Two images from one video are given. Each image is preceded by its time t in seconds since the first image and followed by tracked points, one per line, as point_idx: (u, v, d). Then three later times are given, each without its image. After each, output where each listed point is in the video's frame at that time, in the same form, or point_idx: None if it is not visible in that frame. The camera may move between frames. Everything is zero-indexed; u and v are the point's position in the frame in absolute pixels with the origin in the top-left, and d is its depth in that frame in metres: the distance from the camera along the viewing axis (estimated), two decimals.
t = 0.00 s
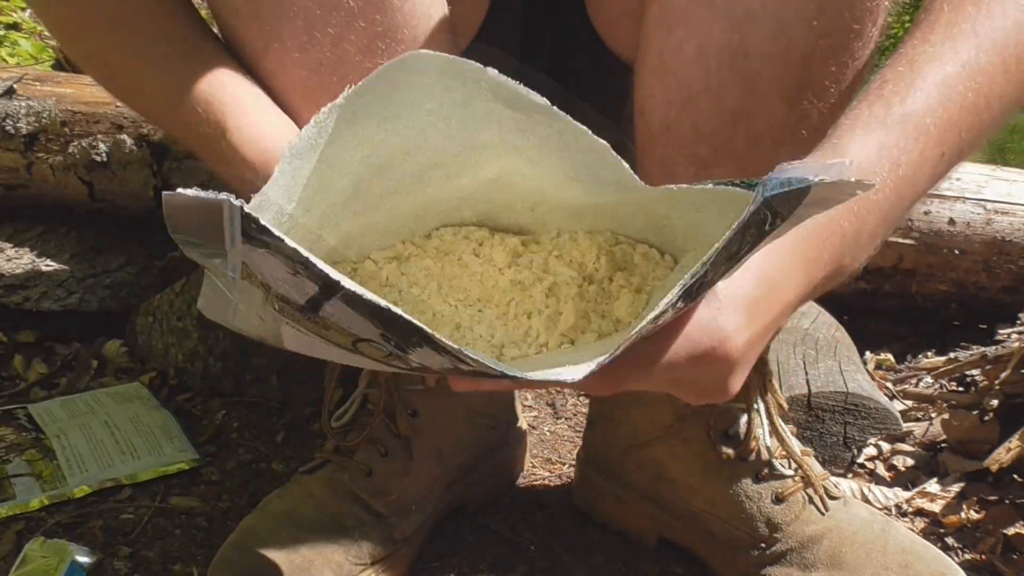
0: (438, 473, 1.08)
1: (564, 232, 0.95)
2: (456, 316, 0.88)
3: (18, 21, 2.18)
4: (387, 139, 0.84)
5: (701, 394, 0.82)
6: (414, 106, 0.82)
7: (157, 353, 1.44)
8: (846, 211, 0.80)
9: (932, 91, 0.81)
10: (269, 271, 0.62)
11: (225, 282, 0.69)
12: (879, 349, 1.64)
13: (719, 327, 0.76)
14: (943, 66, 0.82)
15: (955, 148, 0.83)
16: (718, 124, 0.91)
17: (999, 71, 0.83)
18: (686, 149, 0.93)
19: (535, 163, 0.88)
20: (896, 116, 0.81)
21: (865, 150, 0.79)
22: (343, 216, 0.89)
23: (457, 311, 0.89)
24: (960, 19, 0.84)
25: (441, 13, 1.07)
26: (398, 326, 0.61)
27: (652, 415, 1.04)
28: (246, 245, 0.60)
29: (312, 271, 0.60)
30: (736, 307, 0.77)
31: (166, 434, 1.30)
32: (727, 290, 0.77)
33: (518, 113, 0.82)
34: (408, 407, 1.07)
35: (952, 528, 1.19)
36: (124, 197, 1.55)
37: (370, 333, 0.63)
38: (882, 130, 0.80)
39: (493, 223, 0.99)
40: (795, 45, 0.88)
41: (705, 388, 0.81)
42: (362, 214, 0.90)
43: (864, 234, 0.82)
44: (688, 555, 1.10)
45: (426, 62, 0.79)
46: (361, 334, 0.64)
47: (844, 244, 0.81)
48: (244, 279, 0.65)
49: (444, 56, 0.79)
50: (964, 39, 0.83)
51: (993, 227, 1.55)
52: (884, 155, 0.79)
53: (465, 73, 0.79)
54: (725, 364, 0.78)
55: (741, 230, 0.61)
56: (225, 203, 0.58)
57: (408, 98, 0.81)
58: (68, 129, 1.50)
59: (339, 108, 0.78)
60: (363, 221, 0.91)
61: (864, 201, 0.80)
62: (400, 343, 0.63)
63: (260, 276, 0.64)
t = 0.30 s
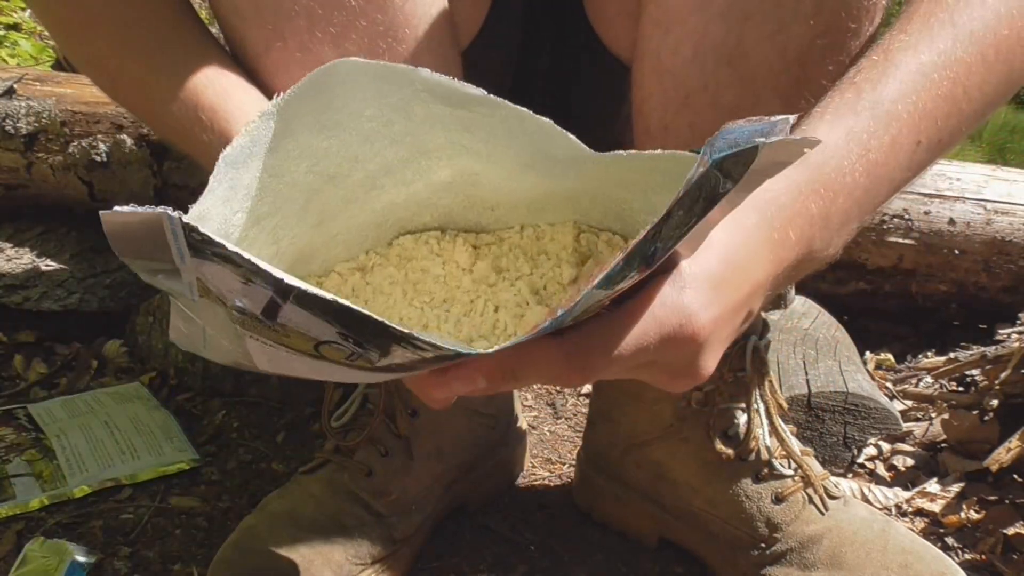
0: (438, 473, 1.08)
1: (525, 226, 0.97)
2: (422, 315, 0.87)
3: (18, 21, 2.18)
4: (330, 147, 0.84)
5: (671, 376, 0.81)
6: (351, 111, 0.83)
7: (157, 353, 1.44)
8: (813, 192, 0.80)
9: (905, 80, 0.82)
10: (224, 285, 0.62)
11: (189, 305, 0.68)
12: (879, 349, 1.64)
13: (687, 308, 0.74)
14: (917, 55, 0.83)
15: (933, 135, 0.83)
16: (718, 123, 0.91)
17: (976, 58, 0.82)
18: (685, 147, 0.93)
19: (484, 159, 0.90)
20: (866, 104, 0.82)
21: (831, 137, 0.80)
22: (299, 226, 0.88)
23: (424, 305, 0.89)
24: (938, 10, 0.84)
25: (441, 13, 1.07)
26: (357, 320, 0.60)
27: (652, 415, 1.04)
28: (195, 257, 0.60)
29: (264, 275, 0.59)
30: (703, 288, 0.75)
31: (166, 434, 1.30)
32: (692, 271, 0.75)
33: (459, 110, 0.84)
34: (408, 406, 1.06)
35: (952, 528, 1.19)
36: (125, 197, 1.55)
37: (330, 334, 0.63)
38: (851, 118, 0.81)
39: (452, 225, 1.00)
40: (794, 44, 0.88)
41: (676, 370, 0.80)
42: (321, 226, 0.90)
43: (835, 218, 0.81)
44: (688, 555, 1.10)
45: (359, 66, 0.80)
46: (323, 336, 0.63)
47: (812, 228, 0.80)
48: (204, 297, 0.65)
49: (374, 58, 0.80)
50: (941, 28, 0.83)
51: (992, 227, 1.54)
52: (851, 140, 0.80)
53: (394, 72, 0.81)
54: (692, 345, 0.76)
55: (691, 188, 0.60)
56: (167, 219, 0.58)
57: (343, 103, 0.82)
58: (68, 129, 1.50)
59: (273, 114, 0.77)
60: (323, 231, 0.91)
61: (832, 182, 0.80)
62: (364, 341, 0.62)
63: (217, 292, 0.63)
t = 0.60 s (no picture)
0: (438, 474, 1.08)
1: (539, 226, 0.97)
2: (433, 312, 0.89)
3: (18, 21, 2.18)
4: (350, 141, 0.84)
5: (685, 381, 0.81)
6: (374, 104, 0.82)
7: (157, 353, 1.44)
8: (831, 198, 0.80)
9: (921, 86, 0.82)
10: (234, 269, 0.62)
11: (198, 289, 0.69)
12: (879, 349, 1.64)
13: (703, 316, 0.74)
14: (932, 60, 0.82)
15: (944, 141, 0.84)
16: (717, 122, 0.91)
17: (988, 64, 0.83)
18: (685, 148, 0.93)
19: (504, 158, 0.89)
20: (884, 111, 0.81)
21: (849, 143, 0.80)
22: (313, 221, 0.89)
23: (434, 307, 0.89)
24: (951, 15, 0.84)
25: (441, 13, 1.07)
26: (368, 317, 0.60)
27: (652, 415, 1.04)
28: (208, 242, 0.60)
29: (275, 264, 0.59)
30: (719, 296, 0.75)
31: (166, 434, 1.30)
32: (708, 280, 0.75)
33: (481, 107, 0.83)
34: (408, 407, 1.06)
35: (952, 528, 1.19)
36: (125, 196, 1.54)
37: (337, 328, 0.62)
38: (869, 125, 0.81)
39: (466, 220, 1.00)
40: (793, 44, 0.88)
41: (691, 375, 0.80)
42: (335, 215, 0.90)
43: (851, 223, 0.82)
44: (688, 555, 1.10)
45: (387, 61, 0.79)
46: (330, 329, 0.63)
47: (828, 233, 0.81)
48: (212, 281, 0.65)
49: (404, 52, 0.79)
50: (956, 33, 0.83)
51: (993, 227, 1.54)
52: (869, 146, 0.80)
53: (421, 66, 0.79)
54: (708, 352, 0.76)
55: (706, 209, 0.61)
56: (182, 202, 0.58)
57: (369, 97, 0.81)
58: (68, 129, 1.50)
59: (295, 107, 0.77)
60: (337, 222, 0.91)
61: (850, 189, 0.80)
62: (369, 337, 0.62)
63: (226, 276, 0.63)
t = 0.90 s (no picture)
0: (438, 473, 1.08)
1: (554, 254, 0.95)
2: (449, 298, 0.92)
3: (18, 21, 2.18)
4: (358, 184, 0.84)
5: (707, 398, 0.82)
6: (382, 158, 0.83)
7: (157, 353, 1.44)
8: (838, 210, 0.80)
9: (925, 97, 0.82)
10: (259, 308, 0.62)
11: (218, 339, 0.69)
12: (879, 349, 1.64)
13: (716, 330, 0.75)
14: (935, 69, 0.83)
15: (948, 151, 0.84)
16: (718, 122, 0.91)
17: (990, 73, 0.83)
18: (685, 147, 0.93)
19: (511, 186, 0.90)
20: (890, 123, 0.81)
21: (852, 153, 0.80)
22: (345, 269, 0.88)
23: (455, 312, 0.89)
24: (953, 23, 0.85)
25: (441, 13, 1.07)
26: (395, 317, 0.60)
27: (652, 415, 1.04)
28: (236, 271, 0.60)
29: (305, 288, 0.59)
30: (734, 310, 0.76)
31: (166, 434, 1.30)
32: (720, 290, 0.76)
33: (479, 135, 0.83)
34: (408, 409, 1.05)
35: (952, 528, 1.19)
36: (125, 197, 1.55)
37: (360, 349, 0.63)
38: (876, 133, 0.81)
39: (485, 259, 0.97)
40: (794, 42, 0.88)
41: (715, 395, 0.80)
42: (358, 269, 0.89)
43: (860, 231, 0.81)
44: (688, 555, 1.10)
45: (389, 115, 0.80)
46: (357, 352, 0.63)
47: (840, 241, 0.80)
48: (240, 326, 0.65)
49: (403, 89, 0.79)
50: (959, 41, 0.83)
51: (993, 227, 1.55)
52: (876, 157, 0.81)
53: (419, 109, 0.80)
54: (729, 361, 0.76)
55: (696, 194, 0.62)
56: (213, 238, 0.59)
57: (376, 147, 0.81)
58: (68, 129, 1.50)
59: (309, 150, 0.77)
60: (359, 269, 0.90)
61: (857, 198, 0.80)
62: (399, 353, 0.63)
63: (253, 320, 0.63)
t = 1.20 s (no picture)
0: (438, 474, 1.08)
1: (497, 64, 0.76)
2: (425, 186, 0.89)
3: (18, 21, 2.18)
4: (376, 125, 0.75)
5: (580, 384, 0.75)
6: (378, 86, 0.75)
7: (157, 353, 1.44)
8: (817, 155, 0.71)
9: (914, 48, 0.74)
10: (366, 110, 0.51)
11: (259, 218, 0.51)
12: (879, 349, 1.64)
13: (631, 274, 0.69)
14: (894, 43, 0.75)
15: (947, 102, 0.75)
16: (720, 124, 0.92)
17: (992, 26, 0.75)
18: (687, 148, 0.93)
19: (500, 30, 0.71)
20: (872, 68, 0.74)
21: (802, 116, 0.72)
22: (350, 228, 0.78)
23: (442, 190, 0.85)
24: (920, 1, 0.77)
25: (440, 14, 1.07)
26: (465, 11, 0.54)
27: (653, 416, 1.04)
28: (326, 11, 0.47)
29: (425, 47, 0.52)
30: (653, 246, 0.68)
31: (166, 434, 1.30)
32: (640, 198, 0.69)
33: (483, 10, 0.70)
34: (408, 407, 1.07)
35: (951, 528, 1.19)
36: (125, 196, 1.55)
37: (445, 145, 0.56)
38: (857, 78, 0.74)
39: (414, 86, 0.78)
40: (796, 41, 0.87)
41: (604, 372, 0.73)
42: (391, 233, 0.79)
43: (838, 180, 0.73)
44: (689, 554, 1.10)
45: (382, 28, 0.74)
46: (443, 154, 0.56)
47: (781, 193, 0.71)
48: (311, 167, 0.51)
49: None
50: (925, 16, 0.76)
51: (993, 227, 1.54)
52: (860, 103, 0.73)
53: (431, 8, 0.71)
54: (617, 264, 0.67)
55: None
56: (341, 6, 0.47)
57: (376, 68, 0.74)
58: (68, 129, 1.50)
59: None
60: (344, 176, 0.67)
61: (837, 142, 0.72)
62: (486, 132, 0.59)
63: (338, 146, 0.51)
